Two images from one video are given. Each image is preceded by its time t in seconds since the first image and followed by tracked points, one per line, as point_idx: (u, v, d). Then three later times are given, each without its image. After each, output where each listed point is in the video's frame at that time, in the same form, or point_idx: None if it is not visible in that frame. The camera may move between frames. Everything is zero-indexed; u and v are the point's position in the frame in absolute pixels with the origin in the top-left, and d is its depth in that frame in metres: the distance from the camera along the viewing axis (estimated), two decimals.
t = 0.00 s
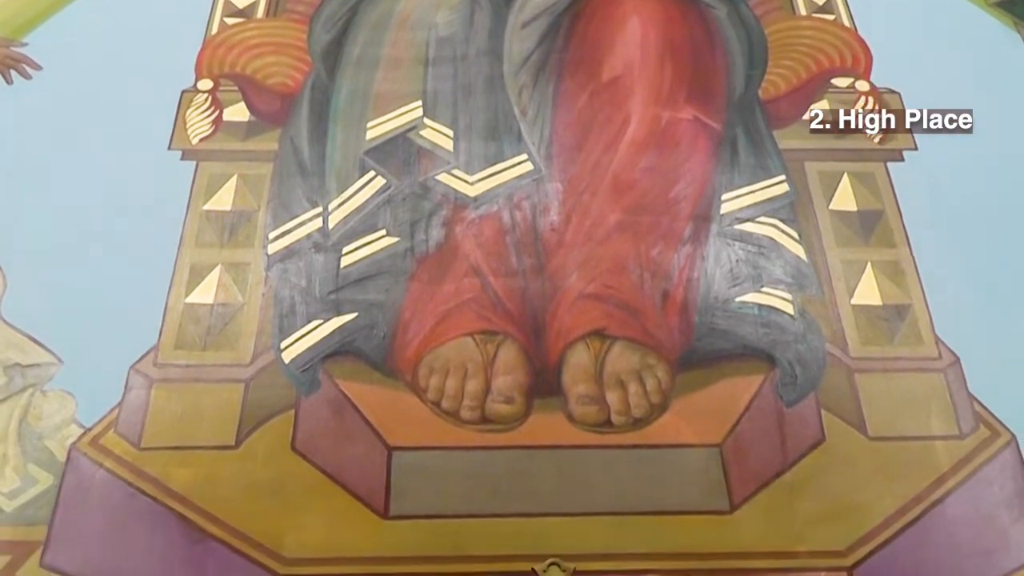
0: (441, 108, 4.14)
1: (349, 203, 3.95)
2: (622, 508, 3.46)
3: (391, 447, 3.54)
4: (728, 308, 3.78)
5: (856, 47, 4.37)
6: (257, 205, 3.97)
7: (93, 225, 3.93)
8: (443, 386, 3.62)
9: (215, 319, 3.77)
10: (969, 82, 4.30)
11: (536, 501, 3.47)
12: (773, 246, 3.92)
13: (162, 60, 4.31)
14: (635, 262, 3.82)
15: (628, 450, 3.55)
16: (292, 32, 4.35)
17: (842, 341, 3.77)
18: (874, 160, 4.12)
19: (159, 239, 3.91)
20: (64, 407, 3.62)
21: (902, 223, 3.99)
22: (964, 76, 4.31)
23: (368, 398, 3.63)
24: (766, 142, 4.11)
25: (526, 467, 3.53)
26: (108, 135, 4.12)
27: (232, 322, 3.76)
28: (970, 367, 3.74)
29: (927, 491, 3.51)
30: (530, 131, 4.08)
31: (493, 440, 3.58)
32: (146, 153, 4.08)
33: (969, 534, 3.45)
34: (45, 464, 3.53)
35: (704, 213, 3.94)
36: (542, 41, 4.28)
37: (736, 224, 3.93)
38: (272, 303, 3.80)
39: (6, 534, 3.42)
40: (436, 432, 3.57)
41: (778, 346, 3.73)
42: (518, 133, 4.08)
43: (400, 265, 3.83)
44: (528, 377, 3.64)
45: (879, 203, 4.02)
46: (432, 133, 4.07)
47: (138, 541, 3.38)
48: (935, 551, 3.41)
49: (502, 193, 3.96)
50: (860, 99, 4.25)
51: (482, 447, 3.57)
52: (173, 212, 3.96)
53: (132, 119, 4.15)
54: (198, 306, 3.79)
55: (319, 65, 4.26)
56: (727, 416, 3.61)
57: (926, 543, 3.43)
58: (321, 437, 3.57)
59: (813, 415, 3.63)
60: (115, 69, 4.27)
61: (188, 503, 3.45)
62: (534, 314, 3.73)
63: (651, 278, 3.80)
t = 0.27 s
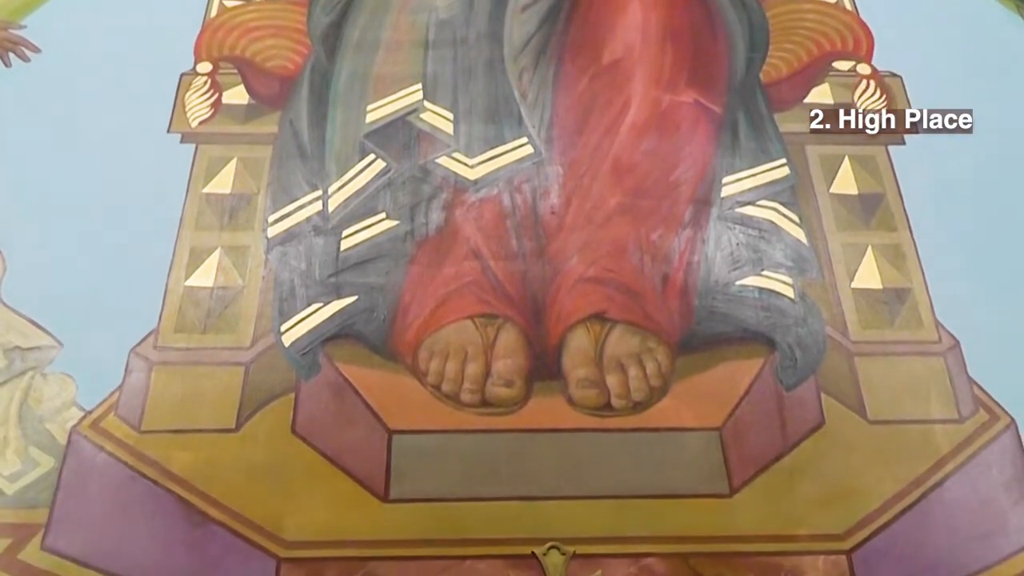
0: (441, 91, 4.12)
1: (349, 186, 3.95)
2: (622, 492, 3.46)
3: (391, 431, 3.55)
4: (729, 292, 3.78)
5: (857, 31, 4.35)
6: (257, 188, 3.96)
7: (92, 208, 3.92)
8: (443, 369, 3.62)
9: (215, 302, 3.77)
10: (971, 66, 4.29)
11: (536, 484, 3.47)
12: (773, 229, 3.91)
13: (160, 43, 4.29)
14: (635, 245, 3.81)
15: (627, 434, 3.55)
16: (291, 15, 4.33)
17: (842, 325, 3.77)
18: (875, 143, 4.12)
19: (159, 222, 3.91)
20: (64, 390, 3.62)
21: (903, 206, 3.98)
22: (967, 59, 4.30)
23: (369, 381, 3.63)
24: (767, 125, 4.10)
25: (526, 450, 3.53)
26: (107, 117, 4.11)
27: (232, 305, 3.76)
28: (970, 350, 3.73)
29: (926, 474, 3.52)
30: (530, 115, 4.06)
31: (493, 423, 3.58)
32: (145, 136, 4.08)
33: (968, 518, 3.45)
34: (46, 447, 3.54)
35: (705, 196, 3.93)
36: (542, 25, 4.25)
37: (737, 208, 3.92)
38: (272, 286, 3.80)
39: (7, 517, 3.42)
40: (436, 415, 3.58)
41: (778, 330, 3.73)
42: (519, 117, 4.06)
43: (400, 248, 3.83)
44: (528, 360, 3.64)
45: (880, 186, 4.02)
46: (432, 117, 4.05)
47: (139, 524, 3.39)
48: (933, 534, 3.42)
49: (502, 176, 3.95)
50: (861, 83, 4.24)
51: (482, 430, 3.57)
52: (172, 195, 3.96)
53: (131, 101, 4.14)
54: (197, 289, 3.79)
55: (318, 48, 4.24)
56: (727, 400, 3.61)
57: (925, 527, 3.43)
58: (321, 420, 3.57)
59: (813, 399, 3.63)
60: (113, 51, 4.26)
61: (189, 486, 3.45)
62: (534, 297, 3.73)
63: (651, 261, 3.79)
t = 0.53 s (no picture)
0: (441, 74, 4.10)
1: (349, 169, 3.94)
2: (622, 475, 3.46)
3: (392, 414, 3.55)
4: (729, 275, 3.77)
5: (860, 14, 4.30)
6: (256, 171, 3.96)
7: (92, 191, 3.92)
8: (443, 353, 3.62)
9: (215, 286, 3.77)
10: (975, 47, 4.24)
11: (536, 467, 3.47)
12: (774, 213, 3.90)
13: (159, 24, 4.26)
14: (636, 228, 3.81)
15: (628, 417, 3.55)
16: None
17: (842, 310, 3.76)
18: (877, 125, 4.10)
19: (158, 204, 3.90)
20: (64, 373, 3.63)
21: (904, 190, 3.98)
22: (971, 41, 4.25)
23: (369, 365, 3.63)
24: (767, 108, 4.09)
25: (526, 434, 3.53)
26: (106, 99, 4.09)
27: (232, 288, 3.77)
28: (970, 334, 3.73)
29: (924, 458, 3.52)
30: (531, 99, 4.05)
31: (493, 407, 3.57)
32: (144, 118, 4.07)
33: (966, 502, 3.46)
34: (46, 430, 3.55)
35: (706, 179, 3.92)
36: (542, 8, 4.22)
37: (737, 191, 3.91)
38: (272, 269, 3.80)
39: (9, 500, 3.43)
40: (436, 399, 3.58)
41: (778, 314, 3.73)
42: (519, 100, 4.05)
43: (400, 232, 3.82)
44: (527, 343, 3.65)
45: (881, 170, 4.02)
46: (432, 101, 4.04)
47: (140, 507, 3.40)
48: (931, 518, 3.43)
49: (502, 159, 3.94)
50: (863, 66, 4.21)
51: (482, 414, 3.56)
52: (172, 177, 3.95)
53: (130, 83, 4.13)
54: (197, 273, 3.79)
55: (318, 31, 4.21)
56: (727, 384, 3.61)
57: (923, 511, 3.44)
58: (321, 403, 3.56)
59: (813, 382, 3.63)
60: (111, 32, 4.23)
61: (190, 470, 3.46)
62: (534, 281, 3.73)
63: (652, 245, 3.79)
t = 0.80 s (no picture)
0: (441, 58, 4.09)
1: (348, 152, 3.93)
2: (622, 459, 3.46)
3: (392, 397, 3.55)
4: (729, 259, 3.77)
5: None
6: (255, 155, 3.96)
7: (91, 174, 3.91)
8: (443, 336, 3.62)
9: (215, 269, 3.77)
10: (977, 30, 4.22)
11: (536, 450, 3.48)
12: (774, 197, 3.90)
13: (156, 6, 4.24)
14: (636, 212, 3.81)
15: (628, 401, 3.55)
16: None
17: (842, 294, 3.76)
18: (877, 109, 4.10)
19: (158, 188, 3.90)
20: (64, 356, 3.63)
21: (905, 174, 3.98)
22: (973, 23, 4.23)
23: (369, 348, 3.63)
24: (768, 91, 4.08)
25: (526, 417, 3.54)
26: (104, 83, 4.08)
27: (232, 271, 3.76)
28: (970, 319, 3.72)
29: (923, 443, 3.52)
30: (531, 82, 4.04)
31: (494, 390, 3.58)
32: (143, 101, 4.05)
33: (965, 486, 3.46)
34: (46, 413, 3.54)
35: (706, 163, 3.92)
36: None
37: (738, 174, 3.91)
38: (272, 253, 3.80)
39: (10, 483, 3.43)
40: (436, 382, 3.58)
41: (778, 298, 3.73)
42: (519, 84, 4.04)
43: (400, 215, 3.82)
44: (527, 326, 3.65)
45: (882, 154, 4.02)
46: (432, 84, 4.03)
47: (141, 490, 3.40)
48: (930, 502, 3.43)
49: (502, 143, 3.94)
50: (864, 49, 4.19)
51: (482, 397, 3.57)
52: (172, 160, 3.94)
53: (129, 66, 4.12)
54: (197, 256, 3.79)
55: (317, 15, 4.19)
56: (727, 368, 3.61)
57: (922, 495, 3.44)
58: (321, 386, 3.57)
59: (812, 366, 3.63)
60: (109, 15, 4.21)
61: (190, 453, 3.46)
62: (534, 265, 3.73)
63: (652, 228, 3.79)
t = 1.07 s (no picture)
0: (441, 41, 4.09)
1: (349, 135, 3.93)
2: (622, 442, 3.45)
3: (391, 380, 3.55)
4: (729, 242, 3.77)
5: None
6: (255, 137, 3.95)
7: (90, 156, 3.91)
8: (443, 319, 3.63)
9: (214, 252, 3.77)
10: (977, 15, 4.22)
11: (536, 433, 3.48)
12: (775, 179, 3.90)
13: None
14: (636, 194, 3.81)
15: (628, 383, 3.55)
16: None
17: (842, 277, 3.76)
18: (879, 92, 4.09)
19: (157, 169, 3.89)
20: (65, 338, 3.63)
21: (906, 155, 3.98)
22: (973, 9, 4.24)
23: (369, 330, 3.63)
24: (770, 72, 4.07)
25: (526, 400, 3.54)
26: (104, 66, 4.08)
27: (232, 254, 3.76)
28: (971, 302, 3.72)
29: (923, 425, 3.50)
30: (531, 65, 4.04)
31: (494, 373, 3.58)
32: (141, 83, 4.05)
33: (964, 469, 3.44)
34: (48, 395, 3.55)
35: (707, 145, 3.92)
36: None
37: (739, 157, 3.90)
38: (272, 235, 3.80)
39: (11, 466, 3.43)
40: (436, 364, 3.58)
41: (778, 281, 3.73)
42: (520, 66, 4.04)
43: (400, 197, 3.82)
44: (527, 309, 3.65)
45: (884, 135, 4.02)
46: (432, 66, 4.03)
47: (141, 472, 3.39)
48: (930, 485, 3.40)
49: (503, 125, 3.94)
50: (866, 32, 4.19)
51: (482, 379, 3.57)
52: (171, 142, 3.94)
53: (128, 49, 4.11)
54: (196, 239, 3.79)
55: None
56: (727, 350, 3.60)
57: (921, 478, 3.41)
58: (321, 369, 3.56)
59: (812, 348, 3.62)
60: None
61: (190, 435, 3.45)
62: (534, 247, 3.73)
63: (653, 211, 3.79)
